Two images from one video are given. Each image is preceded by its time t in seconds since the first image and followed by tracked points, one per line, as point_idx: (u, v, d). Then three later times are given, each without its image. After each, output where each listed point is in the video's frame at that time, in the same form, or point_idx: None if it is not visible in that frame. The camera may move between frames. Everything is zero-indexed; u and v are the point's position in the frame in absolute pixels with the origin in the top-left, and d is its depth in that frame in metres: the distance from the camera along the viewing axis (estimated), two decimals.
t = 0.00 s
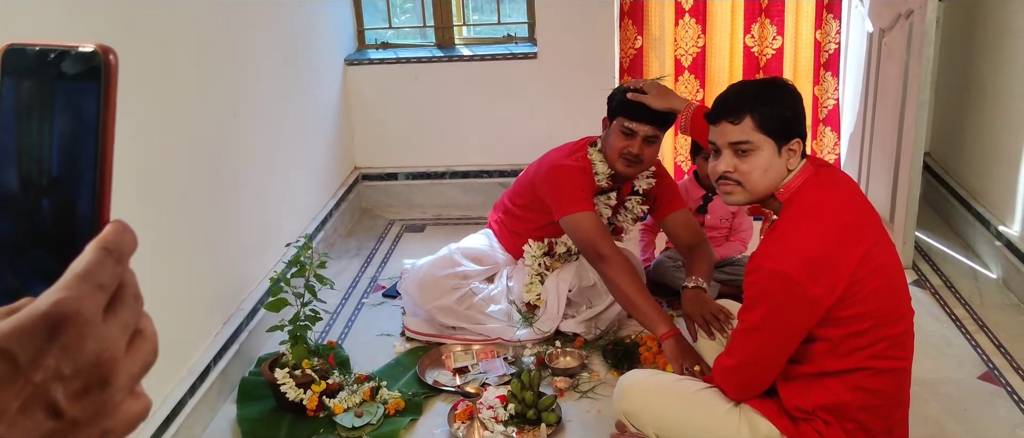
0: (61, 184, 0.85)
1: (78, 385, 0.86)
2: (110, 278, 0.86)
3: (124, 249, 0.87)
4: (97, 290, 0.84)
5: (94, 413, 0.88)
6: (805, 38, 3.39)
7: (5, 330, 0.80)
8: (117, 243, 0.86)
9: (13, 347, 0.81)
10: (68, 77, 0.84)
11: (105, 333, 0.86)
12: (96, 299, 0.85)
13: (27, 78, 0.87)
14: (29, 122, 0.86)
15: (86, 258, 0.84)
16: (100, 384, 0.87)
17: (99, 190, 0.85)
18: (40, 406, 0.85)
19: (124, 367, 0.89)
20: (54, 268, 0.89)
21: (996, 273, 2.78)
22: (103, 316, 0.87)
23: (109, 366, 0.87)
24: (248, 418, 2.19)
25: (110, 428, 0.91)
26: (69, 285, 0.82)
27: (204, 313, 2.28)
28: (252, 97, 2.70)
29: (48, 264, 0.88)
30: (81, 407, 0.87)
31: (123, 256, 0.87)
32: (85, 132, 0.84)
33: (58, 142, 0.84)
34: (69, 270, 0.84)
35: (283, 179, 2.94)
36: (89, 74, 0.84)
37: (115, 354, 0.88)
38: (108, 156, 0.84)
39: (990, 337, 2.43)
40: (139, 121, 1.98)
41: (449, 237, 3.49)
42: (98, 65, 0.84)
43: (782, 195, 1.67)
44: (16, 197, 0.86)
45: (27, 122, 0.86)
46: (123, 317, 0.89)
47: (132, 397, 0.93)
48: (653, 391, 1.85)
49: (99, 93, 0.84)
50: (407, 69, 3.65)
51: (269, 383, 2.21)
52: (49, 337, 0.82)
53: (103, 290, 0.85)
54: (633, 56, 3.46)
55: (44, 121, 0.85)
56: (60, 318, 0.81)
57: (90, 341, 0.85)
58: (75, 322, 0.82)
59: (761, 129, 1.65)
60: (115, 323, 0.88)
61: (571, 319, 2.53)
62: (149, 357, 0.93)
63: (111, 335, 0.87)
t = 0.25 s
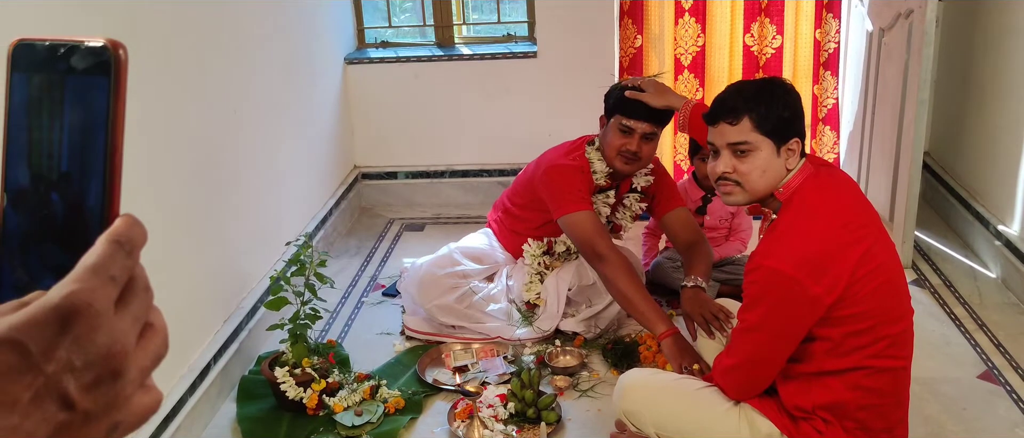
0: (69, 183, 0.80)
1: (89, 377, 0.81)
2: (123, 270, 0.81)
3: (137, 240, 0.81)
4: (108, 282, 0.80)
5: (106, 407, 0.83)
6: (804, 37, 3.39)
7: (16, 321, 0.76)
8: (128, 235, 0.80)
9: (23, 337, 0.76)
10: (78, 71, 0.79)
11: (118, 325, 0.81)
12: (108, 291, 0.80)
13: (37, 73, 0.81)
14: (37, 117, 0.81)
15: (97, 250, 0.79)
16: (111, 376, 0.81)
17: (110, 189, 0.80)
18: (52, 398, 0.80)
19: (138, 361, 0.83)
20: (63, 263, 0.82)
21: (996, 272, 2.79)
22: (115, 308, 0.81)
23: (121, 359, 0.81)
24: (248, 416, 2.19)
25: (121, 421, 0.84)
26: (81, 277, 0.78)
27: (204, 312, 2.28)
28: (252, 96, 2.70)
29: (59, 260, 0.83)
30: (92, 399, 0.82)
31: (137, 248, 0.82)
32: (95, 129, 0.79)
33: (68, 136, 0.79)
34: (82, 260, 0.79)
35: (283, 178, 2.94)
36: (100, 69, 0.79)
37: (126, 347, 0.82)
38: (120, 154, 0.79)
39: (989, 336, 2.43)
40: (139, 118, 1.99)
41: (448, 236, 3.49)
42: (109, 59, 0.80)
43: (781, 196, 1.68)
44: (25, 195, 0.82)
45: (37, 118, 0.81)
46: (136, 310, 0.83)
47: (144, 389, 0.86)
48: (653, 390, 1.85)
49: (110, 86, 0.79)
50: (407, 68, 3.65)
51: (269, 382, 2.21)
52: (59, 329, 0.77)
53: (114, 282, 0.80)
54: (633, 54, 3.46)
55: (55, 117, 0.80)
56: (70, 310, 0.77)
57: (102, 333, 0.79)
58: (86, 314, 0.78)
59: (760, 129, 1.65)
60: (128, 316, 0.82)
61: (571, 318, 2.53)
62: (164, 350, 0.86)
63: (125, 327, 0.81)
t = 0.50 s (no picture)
0: (72, 181, 0.80)
1: (94, 374, 0.80)
2: (127, 267, 0.80)
3: (139, 238, 0.81)
4: (112, 280, 0.79)
5: (109, 403, 0.82)
6: (804, 37, 3.39)
7: (22, 317, 0.76)
8: (131, 233, 0.80)
9: (28, 334, 0.77)
10: (80, 71, 0.80)
11: (122, 323, 0.80)
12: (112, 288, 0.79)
13: (39, 72, 0.82)
14: (40, 116, 0.81)
15: (99, 249, 0.78)
16: (116, 373, 0.81)
17: (112, 188, 0.80)
18: (56, 395, 0.79)
19: (142, 358, 0.83)
20: (67, 262, 0.83)
21: (995, 272, 2.79)
22: (119, 306, 0.80)
23: (124, 356, 0.81)
24: (248, 415, 2.19)
25: (126, 418, 0.85)
26: (85, 274, 0.78)
27: (204, 312, 2.28)
28: (251, 94, 2.69)
29: (64, 258, 0.83)
30: (97, 397, 0.81)
31: (140, 246, 0.81)
32: (98, 128, 0.79)
33: (71, 135, 0.80)
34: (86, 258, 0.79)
35: (282, 177, 2.94)
36: (103, 68, 0.80)
37: (130, 344, 0.81)
38: (123, 152, 0.80)
39: (989, 336, 2.43)
40: (139, 117, 1.98)
41: (448, 235, 3.49)
42: (111, 58, 0.80)
43: (780, 195, 1.68)
44: (29, 193, 0.82)
45: (41, 116, 0.81)
46: (140, 308, 0.82)
47: (147, 387, 0.86)
48: (654, 389, 1.85)
49: (113, 86, 0.79)
50: (406, 67, 3.64)
51: (268, 381, 2.21)
52: (64, 326, 0.77)
53: (119, 279, 0.79)
54: (632, 54, 3.45)
55: (59, 116, 0.81)
56: (74, 307, 0.76)
57: (106, 331, 0.79)
58: (90, 311, 0.77)
59: (760, 129, 1.65)
60: (132, 313, 0.81)
61: (570, 317, 2.53)
62: (167, 348, 0.86)
63: (129, 325, 0.81)
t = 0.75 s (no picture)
0: (73, 180, 0.80)
1: (96, 371, 0.80)
2: (128, 265, 0.80)
3: (141, 237, 0.81)
4: (114, 277, 0.79)
5: (110, 401, 0.83)
6: (803, 36, 3.39)
7: (25, 315, 0.76)
8: (132, 231, 0.80)
9: (30, 331, 0.76)
10: (81, 70, 0.80)
11: (124, 320, 0.81)
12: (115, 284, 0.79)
13: (40, 71, 0.81)
14: (42, 115, 0.81)
15: (100, 247, 0.79)
16: (118, 371, 0.82)
17: (112, 187, 0.80)
18: (58, 393, 0.79)
19: (142, 355, 0.84)
20: (68, 261, 0.82)
21: (994, 272, 2.79)
22: (121, 304, 0.81)
23: (127, 353, 0.81)
24: (248, 415, 2.18)
25: (127, 416, 0.85)
26: (87, 272, 0.78)
27: (203, 311, 2.28)
28: (251, 94, 2.69)
29: (65, 257, 0.82)
30: (99, 394, 0.82)
31: (141, 244, 0.81)
32: (99, 127, 0.79)
33: (72, 134, 0.79)
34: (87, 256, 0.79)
35: (281, 176, 2.94)
36: (103, 67, 0.80)
37: (131, 341, 0.82)
38: (124, 150, 0.80)
39: (988, 336, 2.44)
40: (139, 116, 1.98)
41: (447, 235, 3.49)
42: (112, 58, 0.80)
43: (780, 195, 1.68)
44: (29, 192, 0.82)
45: (41, 116, 0.81)
46: (140, 306, 0.83)
47: (149, 385, 0.87)
48: (654, 389, 1.85)
49: (114, 85, 0.79)
50: (406, 67, 3.64)
51: (268, 380, 2.20)
52: (67, 324, 0.76)
53: (120, 277, 0.80)
54: (632, 53, 3.45)
55: (59, 116, 0.80)
56: (77, 305, 0.76)
57: (108, 328, 0.79)
58: (93, 308, 0.77)
59: (759, 129, 1.65)
60: (133, 311, 0.82)
61: (570, 317, 2.53)
62: (167, 345, 0.87)
63: (130, 323, 0.82)
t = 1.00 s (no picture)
0: (67, 180, 0.80)
1: (90, 370, 0.81)
2: (122, 264, 0.81)
3: (135, 236, 0.82)
4: (109, 276, 0.80)
5: (104, 401, 0.84)
6: (802, 36, 3.39)
7: (20, 313, 0.77)
8: (128, 231, 0.81)
9: (25, 330, 0.77)
10: (75, 70, 0.79)
11: (118, 319, 0.82)
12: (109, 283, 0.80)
13: (34, 71, 0.81)
14: (37, 114, 0.81)
15: (95, 246, 0.79)
16: (112, 369, 0.82)
17: (106, 187, 0.80)
18: (53, 391, 0.81)
19: (137, 355, 0.85)
20: (63, 260, 0.83)
21: (993, 272, 2.79)
22: (115, 303, 0.82)
23: (121, 352, 0.82)
24: (246, 414, 2.18)
25: (122, 415, 0.86)
26: (82, 271, 0.78)
27: (202, 311, 2.27)
28: (249, 93, 2.69)
29: (58, 256, 0.83)
30: (94, 392, 0.82)
31: (135, 244, 0.82)
32: (93, 127, 0.79)
33: (67, 133, 0.79)
34: (82, 255, 0.79)
35: (280, 176, 2.93)
36: (98, 67, 0.79)
37: (126, 340, 0.82)
38: (118, 149, 0.79)
39: (987, 336, 2.44)
40: (137, 116, 1.98)
41: (446, 234, 3.49)
42: (106, 58, 0.80)
43: (779, 195, 1.68)
44: (23, 192, 0.82)
45: (36, 116, 0.81)
46: (134, 305, 0.84)
47: (143, 385, 0.87)
48: (652, 388, 1.85)
49: (107, 85, 0.79)
50: (405, 66, 3.64)
51: (266, 379, 2.20)
52: (60, 323, 0.78)
53: (115, 276, 0.80)
54: (632, 51, 3.47)
55: (53, 116, 0.80)
56: (72, 304, 0.77)
57: (102, 326, 0.80)
58: (88, 307, 0.78)
59: (759, 129, 1.65)
60: (127, 311, 0.83)
61: (569, 316, 2.53)
62: (162, 344, 0.88)
63: (124, 322, 0.82)
